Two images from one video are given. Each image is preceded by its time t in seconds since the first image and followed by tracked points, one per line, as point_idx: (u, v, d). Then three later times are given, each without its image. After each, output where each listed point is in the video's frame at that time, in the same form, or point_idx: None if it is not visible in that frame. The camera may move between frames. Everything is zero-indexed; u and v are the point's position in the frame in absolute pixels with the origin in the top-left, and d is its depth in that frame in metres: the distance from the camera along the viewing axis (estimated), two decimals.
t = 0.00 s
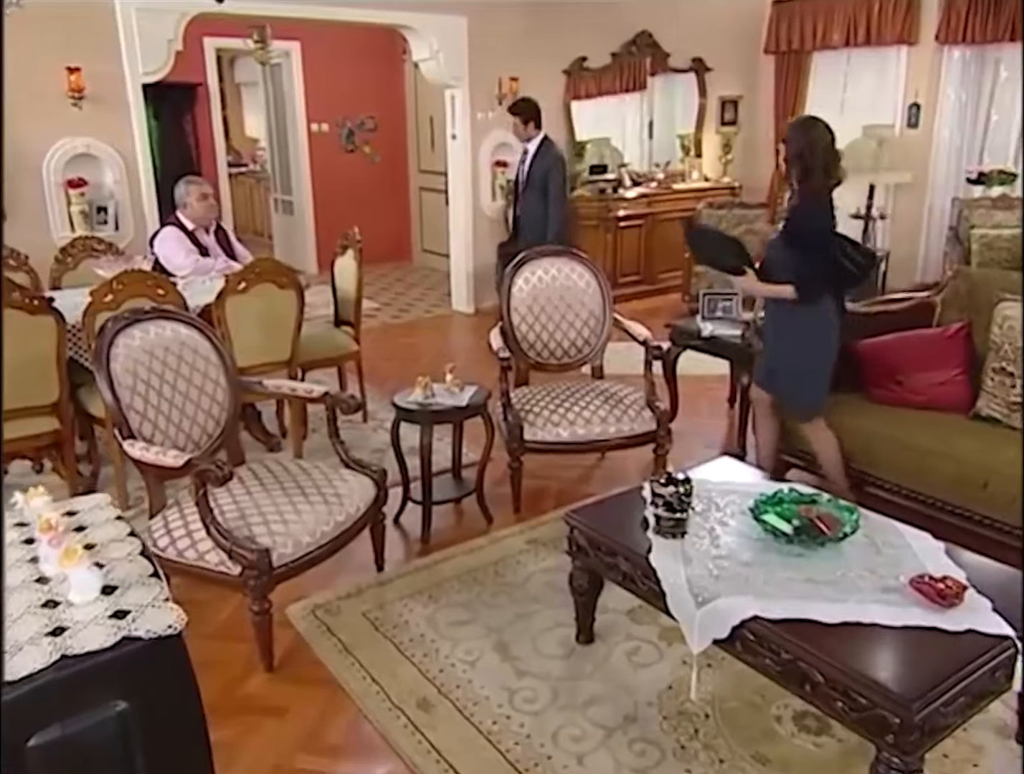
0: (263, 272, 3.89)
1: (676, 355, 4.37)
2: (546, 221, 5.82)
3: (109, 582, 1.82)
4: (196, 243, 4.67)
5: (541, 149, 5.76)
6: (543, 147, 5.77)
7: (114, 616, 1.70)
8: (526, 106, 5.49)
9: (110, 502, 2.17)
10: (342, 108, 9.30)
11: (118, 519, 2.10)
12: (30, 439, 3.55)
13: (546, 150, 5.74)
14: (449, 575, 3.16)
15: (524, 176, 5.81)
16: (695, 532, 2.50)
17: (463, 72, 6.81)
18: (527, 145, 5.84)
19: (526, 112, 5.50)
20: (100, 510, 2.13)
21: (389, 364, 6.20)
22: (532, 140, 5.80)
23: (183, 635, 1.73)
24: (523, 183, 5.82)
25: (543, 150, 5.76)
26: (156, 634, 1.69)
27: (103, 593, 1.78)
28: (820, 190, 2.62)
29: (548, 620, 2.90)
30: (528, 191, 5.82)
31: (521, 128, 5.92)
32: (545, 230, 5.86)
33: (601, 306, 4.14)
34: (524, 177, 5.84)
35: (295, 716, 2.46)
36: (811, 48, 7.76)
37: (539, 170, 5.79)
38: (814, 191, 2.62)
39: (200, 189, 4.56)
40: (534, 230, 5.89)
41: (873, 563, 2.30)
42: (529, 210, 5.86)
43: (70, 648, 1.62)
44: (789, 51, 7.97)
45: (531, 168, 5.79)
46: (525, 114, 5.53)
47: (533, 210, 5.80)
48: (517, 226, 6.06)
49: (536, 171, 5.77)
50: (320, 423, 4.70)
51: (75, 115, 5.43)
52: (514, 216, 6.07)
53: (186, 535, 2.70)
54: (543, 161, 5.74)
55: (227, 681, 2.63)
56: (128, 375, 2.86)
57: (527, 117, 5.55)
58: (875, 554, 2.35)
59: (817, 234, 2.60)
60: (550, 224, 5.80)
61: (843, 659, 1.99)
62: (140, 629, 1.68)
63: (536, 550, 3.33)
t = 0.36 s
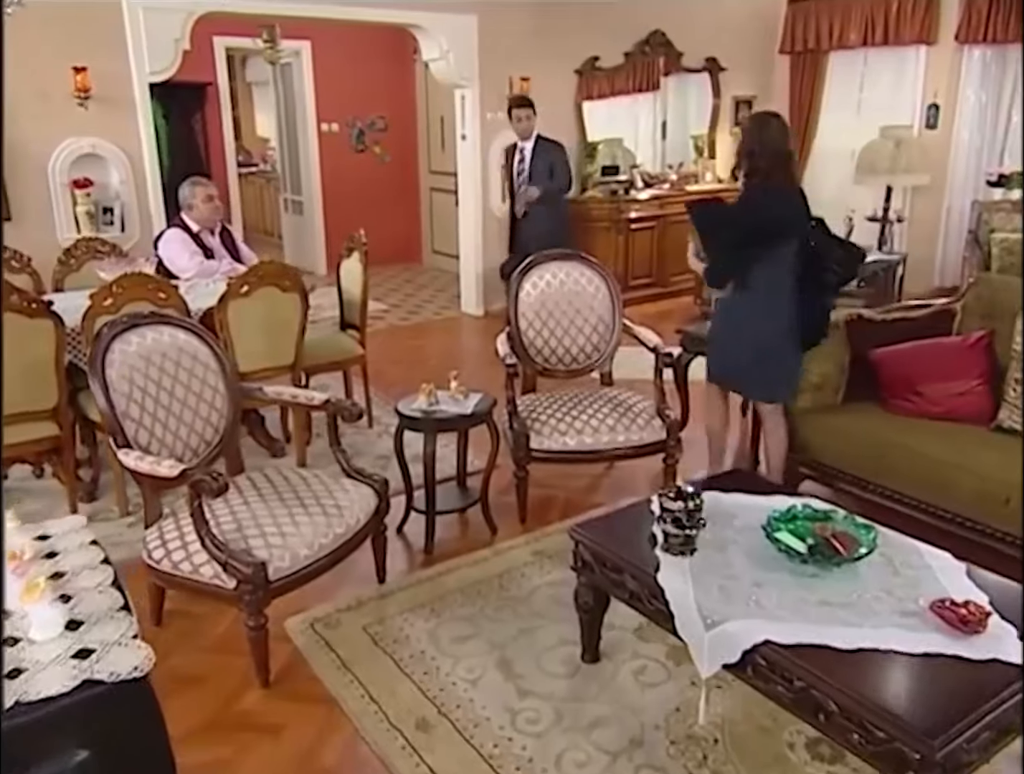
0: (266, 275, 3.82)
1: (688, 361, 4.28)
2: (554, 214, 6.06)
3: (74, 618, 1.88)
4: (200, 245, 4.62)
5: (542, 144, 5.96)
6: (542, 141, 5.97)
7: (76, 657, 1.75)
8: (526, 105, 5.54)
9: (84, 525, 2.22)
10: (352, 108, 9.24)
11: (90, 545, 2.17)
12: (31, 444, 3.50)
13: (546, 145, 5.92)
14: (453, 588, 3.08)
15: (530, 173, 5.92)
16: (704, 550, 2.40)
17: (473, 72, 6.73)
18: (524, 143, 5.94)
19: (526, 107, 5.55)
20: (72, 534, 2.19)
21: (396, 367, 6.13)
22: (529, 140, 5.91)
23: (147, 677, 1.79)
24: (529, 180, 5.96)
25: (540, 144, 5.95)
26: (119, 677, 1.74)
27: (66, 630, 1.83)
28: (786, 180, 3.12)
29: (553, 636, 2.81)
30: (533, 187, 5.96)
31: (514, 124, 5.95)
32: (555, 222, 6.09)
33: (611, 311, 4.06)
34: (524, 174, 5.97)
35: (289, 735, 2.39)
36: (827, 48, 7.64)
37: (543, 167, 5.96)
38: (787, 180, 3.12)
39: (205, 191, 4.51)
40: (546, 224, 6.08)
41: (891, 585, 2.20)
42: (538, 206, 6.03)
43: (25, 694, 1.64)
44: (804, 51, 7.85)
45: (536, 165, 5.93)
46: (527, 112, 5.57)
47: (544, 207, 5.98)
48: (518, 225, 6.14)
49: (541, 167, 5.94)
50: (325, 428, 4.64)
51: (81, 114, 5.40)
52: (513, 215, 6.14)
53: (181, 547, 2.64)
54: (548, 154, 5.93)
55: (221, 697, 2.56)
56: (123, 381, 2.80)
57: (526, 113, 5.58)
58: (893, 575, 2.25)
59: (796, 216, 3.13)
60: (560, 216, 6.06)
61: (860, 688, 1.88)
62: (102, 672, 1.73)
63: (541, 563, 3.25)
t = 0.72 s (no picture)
0: (266, 280, 3.74)
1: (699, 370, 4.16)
2: (554, 214, 6.10)
3: (22, 673, 1.91)
4: (202, 249, 4.54)
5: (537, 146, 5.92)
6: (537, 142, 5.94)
7: (19, 722, 1.78)
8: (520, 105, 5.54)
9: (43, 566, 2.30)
10: (361, 108, 9.16)
11: (47, 587, 2.23)
12: (24, 453, 3.42)
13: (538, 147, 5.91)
14: (454, 606, 2.98)
15: (525, 175, 5.88)
16: (714, 575, 2.29)
17: (483, 72, 6.64)
18: (514, 144, 5.89)
19: (522, 108, 5.54)
20: (31, 576, 2.26)
21: (402, 371, 6.03)
22: (520, 143, 5.88)
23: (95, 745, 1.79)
24: (527, 183, 5.89)
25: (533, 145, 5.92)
26: (59, 745, 1.74)
27: (12, 688, 1.87)
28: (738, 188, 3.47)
29: (557, 659, 2.71)
30: (531, 190, 5.96)
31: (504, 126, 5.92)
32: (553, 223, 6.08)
33: (620, 319, 3.95)
34: (520, 178, 5.92)
35: (280, 764, 2.29)
36: (844, 48, 7.51)
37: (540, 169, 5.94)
38: (739, 190, 3.46)
39: (206, 193, 4.43)
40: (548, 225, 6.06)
41: (913, 616, 2.08)
42: (536, 209, 6.01)
43: None
44: (820, 51, 7.72)
45: (534, 167, 5.90)
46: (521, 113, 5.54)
47: (543, 209, 6.00)
48: (514, 227, 6.12)
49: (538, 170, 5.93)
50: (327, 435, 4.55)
51: (84, 115, 5.35)
52: (505, 218, 6.10)
53: (171, 564, 2.55)
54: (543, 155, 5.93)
55: (211, 720, 2.47)
56: (114, 392, 2.71)
57: (522, 114, 5.56)
58: (914, 604, 2.14)
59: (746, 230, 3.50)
60: (559, 216, 6.10)
61: (880, 732, 1.76)
62: (43, 740, 1.74)
63: (547, 580, 3.14)
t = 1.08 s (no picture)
0: (272, 286, 3.65)
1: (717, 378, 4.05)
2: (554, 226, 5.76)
3: None
4: (209, 252, 4.46)
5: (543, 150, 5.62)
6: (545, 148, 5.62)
7: None
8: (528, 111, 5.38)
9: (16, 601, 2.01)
10: (374, 108, 9.09)
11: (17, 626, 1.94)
12: (25, 461, 3.35)
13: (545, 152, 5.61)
14: (461, 626, 2.88)
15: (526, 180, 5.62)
16: (733, 602, 2.17)
17: (497, 72, 6.54)
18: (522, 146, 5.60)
19: (530, 111, 5.34)
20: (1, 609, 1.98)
21: (413, 376, 5.94)
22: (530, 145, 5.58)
23: None
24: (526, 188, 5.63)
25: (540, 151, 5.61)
26: None
27: None
28: (702, 180, 3.66)
29: (567, 684, 2.60)
30: (530, 197, 5.65)
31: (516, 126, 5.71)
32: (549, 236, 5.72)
33: (634, 326, 3.84)
34: (522, 183, 5.65)
35: None
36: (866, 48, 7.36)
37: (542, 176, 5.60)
38: (702, 182, 3.66)
39: (214, 196, 4.35)
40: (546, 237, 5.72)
41: (945, 651, 1.96)
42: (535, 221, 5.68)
43: None
44: (842, 51, 7.58)
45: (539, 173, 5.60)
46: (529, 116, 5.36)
47: (540, 221, 5.65)
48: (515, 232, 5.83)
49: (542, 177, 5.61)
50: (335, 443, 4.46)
51: (94, 116, 5.29)
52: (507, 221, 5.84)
53: (168, 583, 2.46)
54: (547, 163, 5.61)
55: (207, 746, 2.38)
56: (112, 403, 2.64)
57: (529, 117, 5.38)
58: (946, 637, 2.01)
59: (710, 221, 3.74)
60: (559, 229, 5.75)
61: None
62: None
63: (557, 599, 3.04)
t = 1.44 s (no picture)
0: (284, 291, 3.58)
1: (738, 387, 3.94)
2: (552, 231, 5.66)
3: None
4: (220, 256, 4.39)
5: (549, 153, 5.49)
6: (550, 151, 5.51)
7: None
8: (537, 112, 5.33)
9: None
10: (389, 108, 9.02)
11: None
12: (32, 469, 3.29)
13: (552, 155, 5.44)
14: (473, 644, 2.79)
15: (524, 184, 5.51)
16: (758, 628, 2.06)
17: (512, 72, 6.46)
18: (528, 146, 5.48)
19: (537, 112, 5.33)
20: None
21: (426, 380, 5.86)
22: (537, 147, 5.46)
23: None
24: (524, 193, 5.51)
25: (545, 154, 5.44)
26: None
27: None
28: (681, 179, 4.30)
29: (583, 708, 2.50)
30: (529, 200, 5.54)
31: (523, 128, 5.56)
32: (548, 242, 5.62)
33: (653, 334, 3.73)
34: (523, 184, 5.52)
35: None
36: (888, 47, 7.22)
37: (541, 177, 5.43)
38: (682, 179, 4.28)
39: (226, 199, 4.29)
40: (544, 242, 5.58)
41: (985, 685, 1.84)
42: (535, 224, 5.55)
43: None
44: (864, 50, 7.45)
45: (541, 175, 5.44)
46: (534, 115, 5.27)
47: (536, 225, 5.55)
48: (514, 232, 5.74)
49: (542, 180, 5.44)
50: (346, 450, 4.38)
51: (106, 118, 5.25)
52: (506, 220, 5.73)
53: (172, 600, 2.39)
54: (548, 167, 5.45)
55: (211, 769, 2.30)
56: (117, 414, 2.57)
57: (536, 118, 5.35)
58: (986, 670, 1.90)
59: (689, 215, 4.36)
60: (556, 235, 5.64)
61: None
62: None
63: (573, 616, 2.94)
